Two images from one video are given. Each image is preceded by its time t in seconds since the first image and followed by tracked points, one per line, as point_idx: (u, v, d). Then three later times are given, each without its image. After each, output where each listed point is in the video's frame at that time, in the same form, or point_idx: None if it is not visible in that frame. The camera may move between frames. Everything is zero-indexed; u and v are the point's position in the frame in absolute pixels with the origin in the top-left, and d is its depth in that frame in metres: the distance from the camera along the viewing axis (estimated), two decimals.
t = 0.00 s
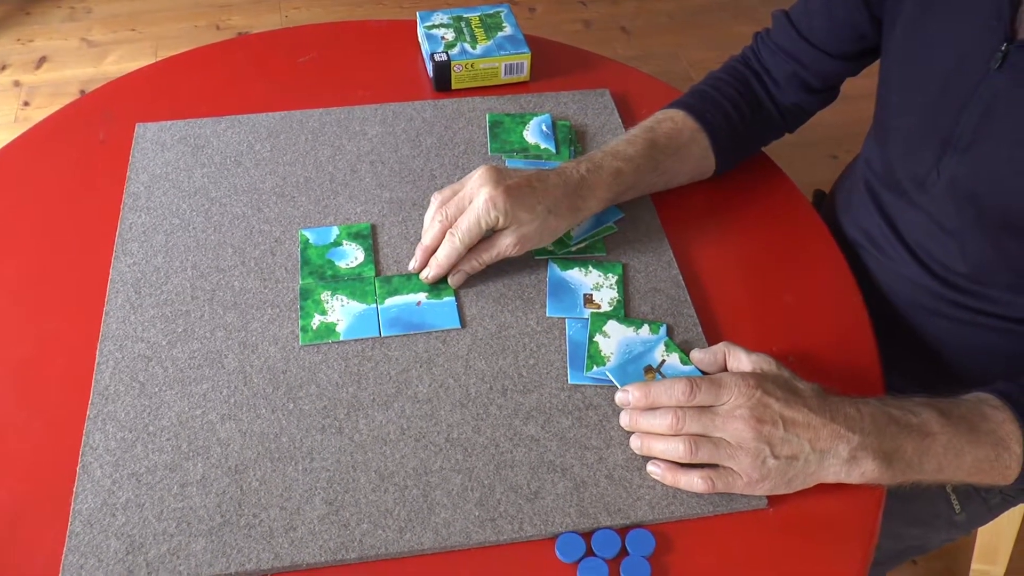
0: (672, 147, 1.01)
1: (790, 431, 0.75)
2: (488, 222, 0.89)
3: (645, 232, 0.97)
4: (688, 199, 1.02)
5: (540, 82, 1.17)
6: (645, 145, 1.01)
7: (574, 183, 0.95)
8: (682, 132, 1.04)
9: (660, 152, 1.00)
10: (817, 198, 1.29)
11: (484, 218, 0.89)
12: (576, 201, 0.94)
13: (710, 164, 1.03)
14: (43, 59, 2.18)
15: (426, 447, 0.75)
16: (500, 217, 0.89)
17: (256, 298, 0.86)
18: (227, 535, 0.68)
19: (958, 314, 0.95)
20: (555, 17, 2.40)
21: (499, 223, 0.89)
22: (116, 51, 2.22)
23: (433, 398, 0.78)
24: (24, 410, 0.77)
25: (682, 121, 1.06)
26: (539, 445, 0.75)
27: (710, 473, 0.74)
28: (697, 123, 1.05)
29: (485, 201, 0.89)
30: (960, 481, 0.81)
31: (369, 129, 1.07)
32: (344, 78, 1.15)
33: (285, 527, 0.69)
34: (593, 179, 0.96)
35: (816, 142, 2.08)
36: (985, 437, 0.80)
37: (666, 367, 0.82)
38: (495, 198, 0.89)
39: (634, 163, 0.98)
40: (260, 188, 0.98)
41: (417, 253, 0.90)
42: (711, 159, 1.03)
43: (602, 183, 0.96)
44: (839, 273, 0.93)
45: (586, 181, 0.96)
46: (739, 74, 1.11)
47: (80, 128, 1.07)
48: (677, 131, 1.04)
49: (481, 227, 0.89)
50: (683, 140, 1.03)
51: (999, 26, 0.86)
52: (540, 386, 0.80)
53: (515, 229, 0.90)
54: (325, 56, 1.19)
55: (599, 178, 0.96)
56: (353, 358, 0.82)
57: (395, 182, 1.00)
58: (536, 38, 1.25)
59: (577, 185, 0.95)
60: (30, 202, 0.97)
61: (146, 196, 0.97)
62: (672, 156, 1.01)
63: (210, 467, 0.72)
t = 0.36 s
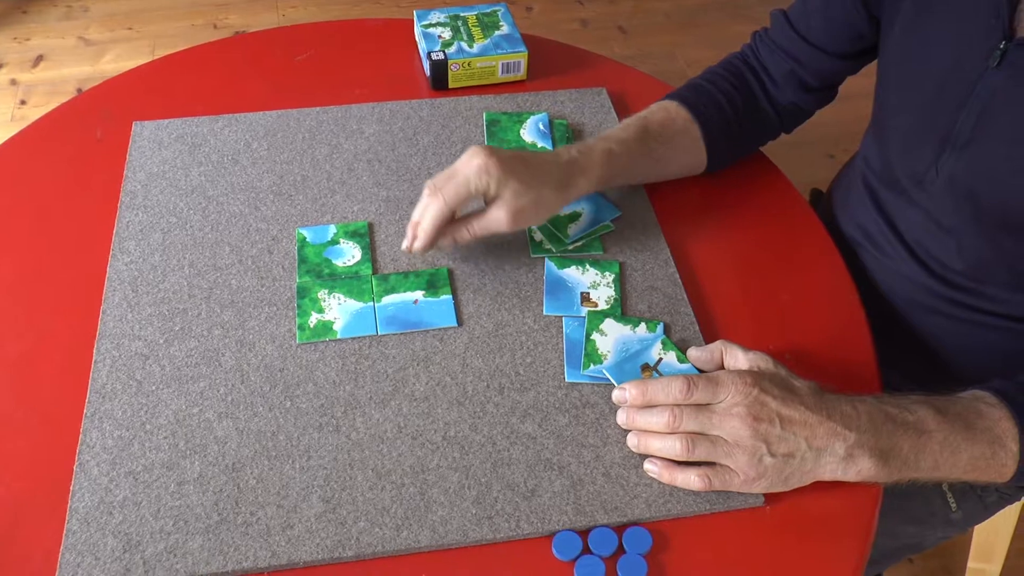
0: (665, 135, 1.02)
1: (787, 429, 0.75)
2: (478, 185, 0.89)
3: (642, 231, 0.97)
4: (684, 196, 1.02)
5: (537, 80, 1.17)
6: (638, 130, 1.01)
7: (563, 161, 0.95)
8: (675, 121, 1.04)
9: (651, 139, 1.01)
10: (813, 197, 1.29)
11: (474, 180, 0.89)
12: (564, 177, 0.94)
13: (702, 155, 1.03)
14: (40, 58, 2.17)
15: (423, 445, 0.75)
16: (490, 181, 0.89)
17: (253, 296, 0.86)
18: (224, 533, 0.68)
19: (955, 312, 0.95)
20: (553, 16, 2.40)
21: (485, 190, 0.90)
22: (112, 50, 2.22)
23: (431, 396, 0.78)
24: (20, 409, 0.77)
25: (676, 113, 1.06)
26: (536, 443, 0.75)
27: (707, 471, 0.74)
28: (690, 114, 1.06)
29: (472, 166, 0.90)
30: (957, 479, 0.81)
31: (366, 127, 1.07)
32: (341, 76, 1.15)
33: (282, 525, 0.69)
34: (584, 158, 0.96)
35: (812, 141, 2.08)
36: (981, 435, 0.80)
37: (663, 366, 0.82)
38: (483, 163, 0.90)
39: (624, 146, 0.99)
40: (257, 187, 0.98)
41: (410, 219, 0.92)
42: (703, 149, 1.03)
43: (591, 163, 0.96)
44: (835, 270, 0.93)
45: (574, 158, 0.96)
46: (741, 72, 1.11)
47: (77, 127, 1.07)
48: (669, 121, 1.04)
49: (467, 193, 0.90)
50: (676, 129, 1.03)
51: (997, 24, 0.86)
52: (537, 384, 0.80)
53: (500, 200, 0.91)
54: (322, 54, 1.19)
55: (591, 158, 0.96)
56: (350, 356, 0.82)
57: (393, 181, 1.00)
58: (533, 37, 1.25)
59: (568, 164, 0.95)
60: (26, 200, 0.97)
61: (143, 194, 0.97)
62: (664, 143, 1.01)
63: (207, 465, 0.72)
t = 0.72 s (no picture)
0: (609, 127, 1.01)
1: (787, 430, 0.75)
2: (405, 195, 0.88)
3: (642, 230, 0.97)
4: (684, 194, 1.02)
5: (536, 80, 1.17)
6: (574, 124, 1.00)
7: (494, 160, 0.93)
8: (619, 111, 1.03)
9: (597, 130, 1.00)
10: (813, 197, 1.29)
11: (397, 192, 0.88)
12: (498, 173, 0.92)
13: (649, 147, 1.01)
14: (38, 56, 2.17)
15: (422, 445, 0.75)
16: (415, 187, 0.88)
17: (251, 295, 0.86)
18: (222, 533, 0.68)
19: (955, 311, 0.95)
20: (552, 15, 2.40)
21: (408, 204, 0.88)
22: (111, 48, 2.22)
23: (430, 397, 0.78)
24: (17, 409, 0.77)
25: (626, 106, 1.04)
26: (535, 443, 0.75)
27: (706, 473, 0.74)
28: (634, 105, 1.04)
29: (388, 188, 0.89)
30: (956, 479, 0.81)
31: (365, 127, 1.07)
32: (340, 76, 1.15)
33: (281, 525, 0.69)
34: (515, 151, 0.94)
35: (812, 141, 2.08)
36: (981, 436, 0.80)
37: (662, 366, 0.82)
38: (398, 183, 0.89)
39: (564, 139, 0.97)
40: (256, 186, 0.98)
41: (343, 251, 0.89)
42: (649, 141, 1.02)
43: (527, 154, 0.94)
44: (834, 270, 0.93)
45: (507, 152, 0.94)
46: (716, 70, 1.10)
47: (75, 125, 1.06)
48: (613, 111, 1.03)
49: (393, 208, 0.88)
50: (622, 121, 1.02)
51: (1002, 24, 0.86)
52: (536, 384, 0.80)
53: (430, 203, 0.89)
54: (321, 53, 1.19)
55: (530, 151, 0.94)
56: (349, 355, 0.81)
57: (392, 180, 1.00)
58: (532, 37, 1.25)
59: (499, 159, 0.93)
60: (24, 199, 0.96)
61: (142, 193, 0.97)
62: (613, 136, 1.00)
63: (206, 465, 0.72)
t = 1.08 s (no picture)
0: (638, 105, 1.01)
1: (787, 434, 0.75)
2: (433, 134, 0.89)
3: (641, 231, 0.96)
4: (683, 193, 1.02)
5: (536, 79, 1.17)
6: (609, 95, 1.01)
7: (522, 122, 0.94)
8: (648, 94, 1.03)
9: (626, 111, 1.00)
10: (813, 198, 1.29)
11: (432, 131, 0.89)
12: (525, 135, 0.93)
13: (668, 134, 1.02)
14: (35, 54, 2.16)
15: (420, 447, 0.74)
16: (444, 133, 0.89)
17: (249, 296, 0.86)
18: (219, 535, 0.68)
19: (956, 314, 0.95)
20: (550, 14, 2.40)
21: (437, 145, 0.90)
22: (108, 46, 2.21)
23: (428, 398, 0.78)
24: (13, 409, 0.77)
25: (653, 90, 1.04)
26: (533, 445, 0.75)
27: (705, 476, 0.73)
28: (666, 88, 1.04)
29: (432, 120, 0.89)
30: (956, 483, 0.81)
31: (363, 126, 1.06)
32: (339, 74, 1.15)
33: (279, 527, 0.68)
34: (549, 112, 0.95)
35: (811, 141, 2.08)
36: (981, 440, 0.80)
37: (661, 368, 0.82)
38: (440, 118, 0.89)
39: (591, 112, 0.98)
40: (254, 185, 0.97)
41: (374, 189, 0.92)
42: (671, 124, 1.02)
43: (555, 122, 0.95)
44: (834, 271, 0.93)
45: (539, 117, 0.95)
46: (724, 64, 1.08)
47: (72, 124, 1.06)
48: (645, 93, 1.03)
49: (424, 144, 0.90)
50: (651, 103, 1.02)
51: (1003, 26, 0.86)
52: (535, 386, 0.80)
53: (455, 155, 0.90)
54: (319, 52, 1.18)
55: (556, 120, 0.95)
56: (347, 357, 0.81)
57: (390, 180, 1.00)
58: (531, 36, 1.25)
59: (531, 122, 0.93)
60: (21, 197, 0.96)
61: (139, 192, 0.96)
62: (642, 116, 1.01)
63: (203, 466, 0.72)
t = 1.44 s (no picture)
0: (734, 114, 1.05)
1: (791, 435, 0.75)
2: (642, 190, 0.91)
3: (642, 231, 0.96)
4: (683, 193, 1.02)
5: (536, 77, 1.16)
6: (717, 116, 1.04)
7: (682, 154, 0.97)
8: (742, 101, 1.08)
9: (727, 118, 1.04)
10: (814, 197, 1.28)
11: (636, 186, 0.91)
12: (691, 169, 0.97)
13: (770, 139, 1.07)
14: (34, 51, 2.15)
15: (420, 446, 0.74)
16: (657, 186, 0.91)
17: (248, 295, 0.86)
18: (217, 535, 0.67)
19: (958, 315, 0.95)
20: (550, 12, 2.39)
21: (648, 185, 0.91)
22: (107, 44, 2.20)
23: (428, 398, 0.78)
24: (10, 408, 0.76)
25: (741, 97, 1.08)
26: (533, 445, 0.75)
27: (706, 477, 0.73)
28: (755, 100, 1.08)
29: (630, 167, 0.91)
30: (959, 485, 0.81)
31: (362, 124, 1.06)
32: (337, 71, 1.14)
33: (277, 528, 0.68)
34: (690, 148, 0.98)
35: (811, 140, 2.07)
36: (984, 442, 0.80)
37: (660, 365, 0.81)
38: (641, 162, 0.92)
39: (718, 132, 1.02)
40: (252, 183, 0.97)
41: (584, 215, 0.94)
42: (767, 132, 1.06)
43: (675, 152, 0.97)
44: (835, 271, 0.93)
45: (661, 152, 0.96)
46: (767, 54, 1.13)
47: (70, 122, 1.05)
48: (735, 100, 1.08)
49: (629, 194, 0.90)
50: (739, 108, 1.07)
51: (998, 23, 0.86)
52: (535, 386, 0.79)
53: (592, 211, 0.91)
54: (319, 50, 1.18)
55: (690, 149, 0.98)
56: (346, 356, 0.81)
57: (389, 178, 0.99)
58: (531, 34, 1.24)
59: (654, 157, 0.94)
60: (18, 196, 0.96)
61: (137, 191, 0.96)
62: (742, 123, 1.05)
63: (201, 466, 0.72)
